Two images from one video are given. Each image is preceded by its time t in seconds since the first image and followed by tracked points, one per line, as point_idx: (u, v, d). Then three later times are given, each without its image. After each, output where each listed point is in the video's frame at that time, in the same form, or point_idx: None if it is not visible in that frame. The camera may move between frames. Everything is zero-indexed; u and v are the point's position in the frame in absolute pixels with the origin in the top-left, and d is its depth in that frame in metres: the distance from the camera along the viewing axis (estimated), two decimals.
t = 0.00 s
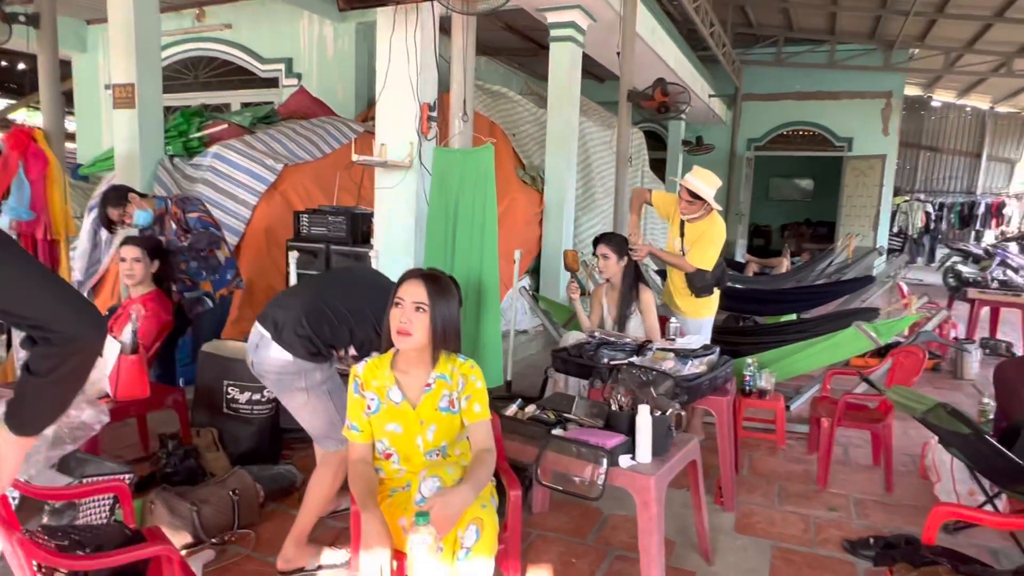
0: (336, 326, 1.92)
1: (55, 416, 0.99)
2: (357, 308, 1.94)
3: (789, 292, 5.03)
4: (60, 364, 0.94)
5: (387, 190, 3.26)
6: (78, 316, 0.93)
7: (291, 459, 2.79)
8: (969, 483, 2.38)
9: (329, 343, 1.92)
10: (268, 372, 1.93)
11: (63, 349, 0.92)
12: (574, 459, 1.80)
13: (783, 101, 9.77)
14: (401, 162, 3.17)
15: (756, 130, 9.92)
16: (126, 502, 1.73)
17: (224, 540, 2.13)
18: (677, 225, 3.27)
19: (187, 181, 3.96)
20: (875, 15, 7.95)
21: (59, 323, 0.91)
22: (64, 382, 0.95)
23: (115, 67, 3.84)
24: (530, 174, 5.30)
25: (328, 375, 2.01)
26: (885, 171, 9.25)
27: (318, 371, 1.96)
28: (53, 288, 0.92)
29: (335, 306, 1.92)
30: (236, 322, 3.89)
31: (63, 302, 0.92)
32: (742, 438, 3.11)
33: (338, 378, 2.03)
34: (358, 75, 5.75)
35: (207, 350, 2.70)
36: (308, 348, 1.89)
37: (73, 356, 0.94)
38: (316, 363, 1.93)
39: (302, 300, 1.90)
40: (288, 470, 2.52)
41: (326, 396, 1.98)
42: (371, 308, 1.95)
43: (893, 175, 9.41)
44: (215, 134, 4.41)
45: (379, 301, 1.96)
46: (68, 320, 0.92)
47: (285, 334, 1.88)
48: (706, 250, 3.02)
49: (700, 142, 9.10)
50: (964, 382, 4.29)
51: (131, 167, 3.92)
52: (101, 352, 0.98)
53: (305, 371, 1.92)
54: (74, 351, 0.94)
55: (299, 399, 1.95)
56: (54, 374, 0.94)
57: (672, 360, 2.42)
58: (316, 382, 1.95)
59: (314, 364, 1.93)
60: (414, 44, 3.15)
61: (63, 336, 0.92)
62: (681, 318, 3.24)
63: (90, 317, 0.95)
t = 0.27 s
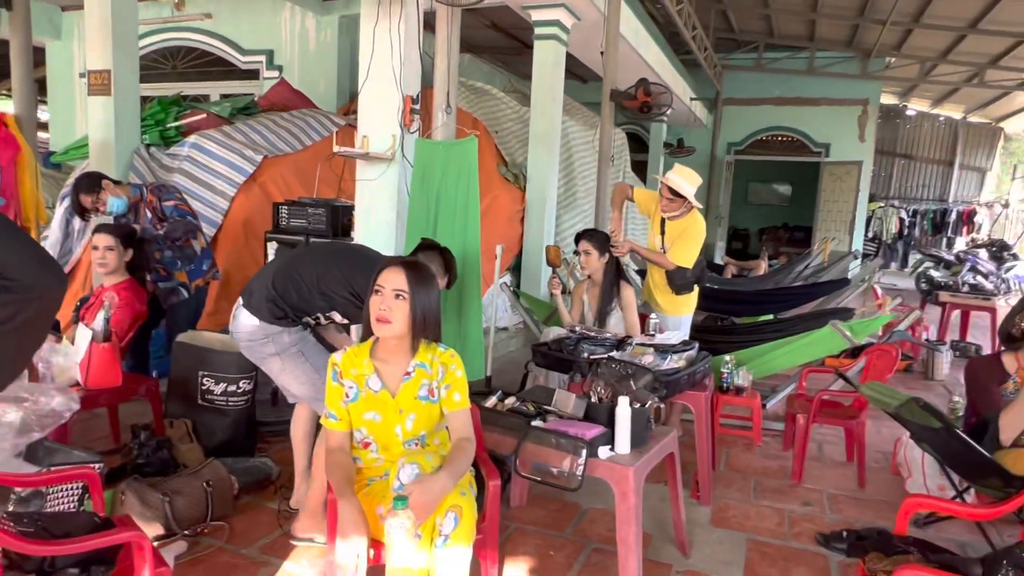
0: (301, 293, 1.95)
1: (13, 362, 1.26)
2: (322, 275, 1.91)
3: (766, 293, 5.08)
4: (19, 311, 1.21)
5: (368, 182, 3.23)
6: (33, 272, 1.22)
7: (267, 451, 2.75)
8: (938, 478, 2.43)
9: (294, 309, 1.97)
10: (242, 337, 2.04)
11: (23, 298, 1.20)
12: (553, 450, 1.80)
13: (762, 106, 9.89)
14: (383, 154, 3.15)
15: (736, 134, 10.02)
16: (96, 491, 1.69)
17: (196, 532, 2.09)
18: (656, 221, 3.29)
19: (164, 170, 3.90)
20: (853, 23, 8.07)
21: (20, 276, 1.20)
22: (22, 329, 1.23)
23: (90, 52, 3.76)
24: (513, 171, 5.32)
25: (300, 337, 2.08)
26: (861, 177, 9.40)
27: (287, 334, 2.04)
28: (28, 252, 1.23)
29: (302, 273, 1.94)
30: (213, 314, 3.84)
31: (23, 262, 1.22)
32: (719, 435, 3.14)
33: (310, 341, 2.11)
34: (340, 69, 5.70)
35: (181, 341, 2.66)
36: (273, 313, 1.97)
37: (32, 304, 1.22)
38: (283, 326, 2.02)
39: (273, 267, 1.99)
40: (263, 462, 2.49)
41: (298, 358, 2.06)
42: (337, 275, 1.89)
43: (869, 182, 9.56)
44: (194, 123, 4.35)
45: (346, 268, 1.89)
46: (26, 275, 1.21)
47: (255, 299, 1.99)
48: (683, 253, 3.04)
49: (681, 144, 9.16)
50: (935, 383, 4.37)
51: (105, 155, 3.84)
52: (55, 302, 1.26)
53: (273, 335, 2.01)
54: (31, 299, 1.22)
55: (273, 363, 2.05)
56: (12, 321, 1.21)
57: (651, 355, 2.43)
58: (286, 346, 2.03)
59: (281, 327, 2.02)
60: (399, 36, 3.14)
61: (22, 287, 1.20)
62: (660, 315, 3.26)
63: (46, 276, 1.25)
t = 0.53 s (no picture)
0: (297, 287, 1.92)
1: None
2: (320, 269, 1.89)
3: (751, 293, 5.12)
4: None
5: (356, 175, 3.22)
6: None
7: (251, 445, 2.73)
8: (919, 474, 2.46)
9: (288, 303, 1.95)
10: (233, 330, 2.02)
11: None
12: (540, 443, 1.81)
13: (749, 109, 9.96)
14: (371, 147, 3.14)
15: (723, 136, 10.08)
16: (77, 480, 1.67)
17: (179, 524, 2.06)
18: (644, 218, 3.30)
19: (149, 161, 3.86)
20: (840, 28, 8.15)
21: None
22: None
23: (74, 41, 3.71)
24: (502, 168, 5.35)
25: (291, 335, 2.07)
26: (846, 181, 9.50)
27: (278, 329, 2.03)
28: None
29: (299, 265, 1.91)
30: (197, 307, 3.81)
31: None
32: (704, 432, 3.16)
33: (301, 339, 2.11)
34: (329, 63, 5.67)
35: (164, 332, 2.63)
36: (266, 306, 1.94)
37: None
38: (275, 322, 2.00)
39: (269, 258, 1.95)
40: (247, 455, 2.47)
41: (288, 355, 2.05)
42: (336, 271, 1.86)
43: (853, 185, 9.65)
44: (179, 115, 4.31)
45: (346, 264, 1.86)
46: None
47: (248, 292, 1.96)
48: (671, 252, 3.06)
49: (669, 145, 9.20)
50: (916, 383, 4.42)
51: (89, 145, 3.80)
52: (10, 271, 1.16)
53: (264, 329, 2.00)
54: None
55: (262, 358, 2.03)
56: None
57: (638, 350, 2.44)
58: (276, 341, 2.02)
59: (273, 322, 2.01)
60: (388, 29, 3.12)
61: None
62: (647, 312, 3.28)
63: None
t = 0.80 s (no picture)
0: (302, 278, 1.91)
1: None
2: (323, 259, 1.88)
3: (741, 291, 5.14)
4: None
5: (348, 168, 3.20)
6: None
7: (240, 438, 2.71)
8: (906, 469, 2.48)
9: (292, 295, 1.94)
10: (234, 326, 2.00)
11: None
12: (531, 435, 1.80)
13: (740, 109, 10.01)
14: (363, 141, 3.12)
15: (714, 136, 10.12)
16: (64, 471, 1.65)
17: (167, 517, 2.05)
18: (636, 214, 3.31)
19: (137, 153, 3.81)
20: (830, 29, 8.20)
21: None
22: None
23: (62, 31, 3.67)
24: (493, 165, 5.26)
25: (295, 331, 2.07)
26: (835, 181, 9.56)
27: (283, 325, 2.02)
28: None
29: (303, 256, 1.90)
30: (185, 301, 3.77)
31: None
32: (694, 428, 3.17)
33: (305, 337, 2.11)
34: (321, 57, 5.64)
35: (154, 324, 2.62)
36: (271, 298, 1.93)
37: None
38: (280, 317, 2.00)
39: (272, 246, 1.93)
40: (236, 449, 2.45)
41: (293, 352, 2.05)
42: (341, 262, 1.86)
43: (842, 186, 9.71)
44: (169, 107, 4.27)
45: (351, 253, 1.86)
46: None
47: (251, 283, 1.94)
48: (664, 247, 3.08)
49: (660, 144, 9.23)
50: (903, 381, 4.46)
51: (77, 137, 3.75)
52: None
53: (271, 324, 1.99)
54: None
55: (266, 354, 2.01)
56: None
57: (629, 345, 2.44)
58: (282, 337, 2.02)
59: (280, 318, 2.00)
60: (381, 22, 3.10)
61: None
62: (638, 308, 3.28)
63: None
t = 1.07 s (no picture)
0: (280, 264, 1.89)
1: None
2: (302, 242, 1.87)
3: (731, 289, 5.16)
4: None
5: (338, 164, 3.18)
6: None
7: (229, 435, 2.69)
8: (894, 465, 2.50)
9: (274, 282, 1.91)
10: (219, 319, 1.99)
11: None
12: (522, 431, 1.80)
13: (731, 108, 10.03)
14: (354, 136, 3.10)
15: (705, 135, 10.15)
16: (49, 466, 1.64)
17: (155, 514, 2.03)
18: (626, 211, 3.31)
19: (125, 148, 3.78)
20: (820, 29, 8.24)
21: None
22: None
23: (49, 24, 3.63)
24: (485, 162, 5.21)
25: (280, 323, 2.05)
26: (824, 181, 9.61)
27: (267, 316, 2.00)
28: None
29: (280, 241, 1.88)
30: (173, 297, 3.72)
31: None
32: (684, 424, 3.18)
33: (291, 329, 2.08)
34: (312, 53, 5.61)
35: (143, 320, 2.59)
36: (252, 286, 1.90)
37: None
38: (263, 308, 1.98)
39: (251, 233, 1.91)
40: (225, 445, 2.43)
41: (276, 345, 2.02)
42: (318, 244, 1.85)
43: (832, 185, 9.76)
44: (157, 102, 4.23)
45: (329, 236, 1.84)
46: None
47: (232, 272, 1.92)
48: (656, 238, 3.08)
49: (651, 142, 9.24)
50: (892, 378, 4.48)
51: (64, 131, 3.72)
52: None
53: (253, 316, 1.97)
54: None
55: (250, 348, 2.00)
56: None
57: (621, 341, 2.44)
58: (265, 329, 2.00)
59: (263, 309, 1.98)
60: (372, 17, 3.09)
61: None
62: (629, 305, 3.29)
63: None
